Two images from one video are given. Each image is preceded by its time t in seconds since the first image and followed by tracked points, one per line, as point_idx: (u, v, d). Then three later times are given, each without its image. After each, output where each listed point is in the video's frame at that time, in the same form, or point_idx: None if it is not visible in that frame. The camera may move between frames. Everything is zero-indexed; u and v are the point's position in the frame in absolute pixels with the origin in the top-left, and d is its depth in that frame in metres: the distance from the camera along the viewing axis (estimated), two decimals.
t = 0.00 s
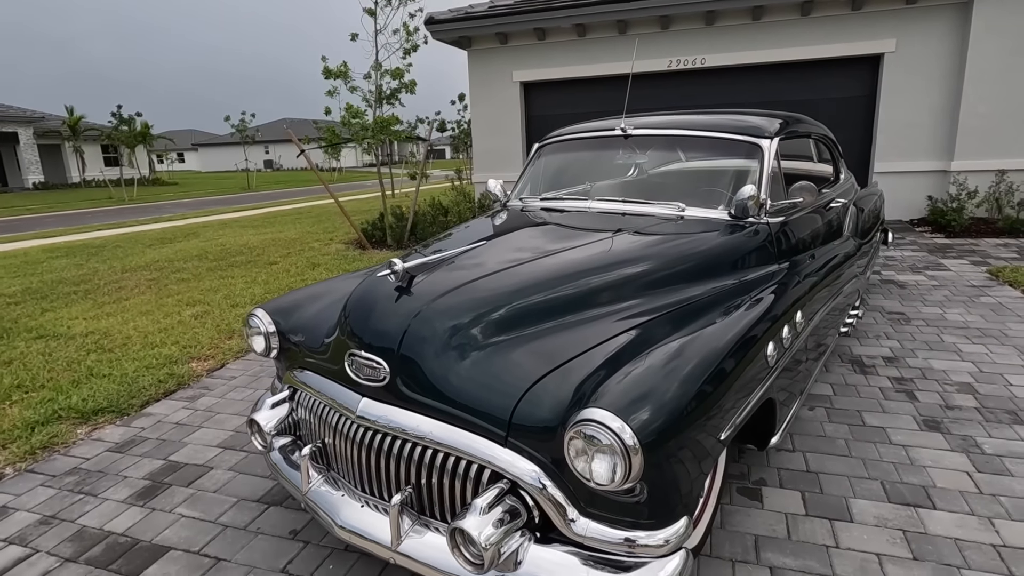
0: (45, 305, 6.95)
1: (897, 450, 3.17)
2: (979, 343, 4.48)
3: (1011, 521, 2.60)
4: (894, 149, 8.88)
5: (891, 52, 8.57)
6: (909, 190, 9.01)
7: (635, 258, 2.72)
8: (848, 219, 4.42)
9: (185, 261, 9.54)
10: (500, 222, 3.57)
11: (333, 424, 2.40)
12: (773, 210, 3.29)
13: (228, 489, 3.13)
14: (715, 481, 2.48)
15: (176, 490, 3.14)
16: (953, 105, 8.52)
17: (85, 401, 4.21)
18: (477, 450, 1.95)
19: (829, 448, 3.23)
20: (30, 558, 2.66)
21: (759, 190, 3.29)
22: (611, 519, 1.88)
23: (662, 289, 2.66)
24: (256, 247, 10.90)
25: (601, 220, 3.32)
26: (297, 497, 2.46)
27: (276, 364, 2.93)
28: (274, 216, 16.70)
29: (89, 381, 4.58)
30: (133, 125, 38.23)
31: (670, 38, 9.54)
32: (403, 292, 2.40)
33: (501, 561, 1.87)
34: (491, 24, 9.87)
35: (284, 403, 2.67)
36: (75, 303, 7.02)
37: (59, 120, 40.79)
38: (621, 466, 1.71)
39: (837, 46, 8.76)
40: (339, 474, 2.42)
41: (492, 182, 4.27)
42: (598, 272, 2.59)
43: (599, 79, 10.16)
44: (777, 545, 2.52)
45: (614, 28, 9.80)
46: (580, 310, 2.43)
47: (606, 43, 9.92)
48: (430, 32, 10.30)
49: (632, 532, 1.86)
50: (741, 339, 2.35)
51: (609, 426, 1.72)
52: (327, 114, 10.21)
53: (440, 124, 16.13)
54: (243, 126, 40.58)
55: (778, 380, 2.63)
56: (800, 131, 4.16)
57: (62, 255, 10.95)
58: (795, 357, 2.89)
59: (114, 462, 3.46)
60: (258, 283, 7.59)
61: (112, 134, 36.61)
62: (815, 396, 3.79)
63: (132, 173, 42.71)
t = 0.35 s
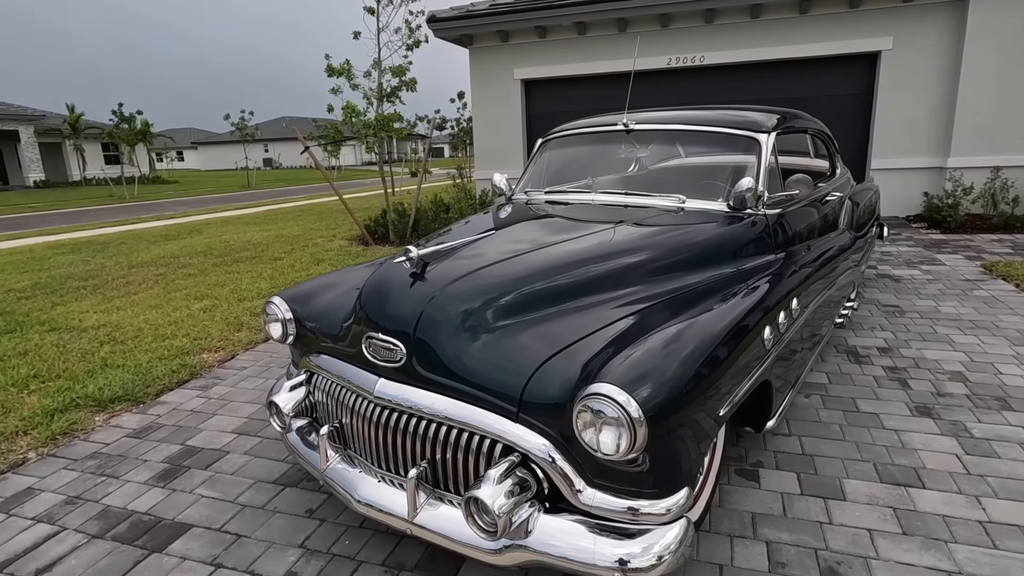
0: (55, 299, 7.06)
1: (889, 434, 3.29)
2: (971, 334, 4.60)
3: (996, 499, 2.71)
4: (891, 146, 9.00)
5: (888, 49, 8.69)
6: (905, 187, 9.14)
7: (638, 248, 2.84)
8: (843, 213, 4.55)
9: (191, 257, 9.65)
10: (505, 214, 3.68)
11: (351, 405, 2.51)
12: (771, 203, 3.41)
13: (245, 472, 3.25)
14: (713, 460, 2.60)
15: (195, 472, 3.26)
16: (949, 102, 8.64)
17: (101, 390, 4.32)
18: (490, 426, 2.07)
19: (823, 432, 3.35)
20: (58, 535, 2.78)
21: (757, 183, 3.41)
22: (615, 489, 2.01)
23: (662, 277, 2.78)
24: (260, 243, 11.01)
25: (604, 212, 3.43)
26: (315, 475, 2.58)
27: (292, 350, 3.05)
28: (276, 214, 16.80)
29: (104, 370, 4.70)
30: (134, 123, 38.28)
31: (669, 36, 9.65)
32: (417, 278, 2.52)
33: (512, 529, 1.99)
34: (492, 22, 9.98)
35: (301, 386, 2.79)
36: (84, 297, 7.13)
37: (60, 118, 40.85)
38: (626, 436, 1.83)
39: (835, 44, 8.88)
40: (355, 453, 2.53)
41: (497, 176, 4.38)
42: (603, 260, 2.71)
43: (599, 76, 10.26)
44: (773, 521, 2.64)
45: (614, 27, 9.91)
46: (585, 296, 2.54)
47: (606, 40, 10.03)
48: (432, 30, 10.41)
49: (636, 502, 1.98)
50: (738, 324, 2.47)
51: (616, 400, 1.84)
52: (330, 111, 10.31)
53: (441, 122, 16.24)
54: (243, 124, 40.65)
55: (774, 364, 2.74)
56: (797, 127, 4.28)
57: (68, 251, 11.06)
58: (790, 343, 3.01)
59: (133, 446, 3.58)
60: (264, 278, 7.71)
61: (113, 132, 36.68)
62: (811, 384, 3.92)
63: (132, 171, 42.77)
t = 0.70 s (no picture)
0: (62, 295, 7.16)
1: (880, 423, 3.39)
2: (963, 327, 4.70)
3: (981, 483, 2.80)
4: (888, 144, 9.08)
5: (885, 48, 8.77)
6: (902, 184, 9.23)
7: (635, 240, 2.93)
8: (838, 209, 4.64)
9: (195, 254, 9.75)
10: (507, 209, 3.78)
11: (358, 391, 2.61)
12: (765, 197, 3.51)
13: (253, 459, 3.35)
14: (707, 445, 2.70)
15: (205, 459, 3.36)
16: (946, 100, 8.72)
17: (111, 382, 4.42)
18: (492, 408, 2.17)
19: (816, 421, 3.45)
20: (75, 517, 2.88)
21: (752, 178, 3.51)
22: (612, 468, 2.11)
23: (659, 268, 2.88)
24: (263, 241, 11.12)
25: (602, 206, 3.53)
26: (323, 459, 2.67)
27: (299, 340, 3.14)
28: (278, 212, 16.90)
29: (114, 363, 4.80)
30: (135, 122, 38.39)
31: (668, 34, 9.74)
32: (422, 269, 2.62)
33: (513, 505, 2.09)
34: (493, 21, 10.07)
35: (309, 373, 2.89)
36: (91, 293, 7.23)
37: (61, 117, 40.96)
38: (623, 416, 1.92)
39: (833, 43, 8.96)
40: (362, 438, 2.62)
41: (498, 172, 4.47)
42: (600, 251, 2.81)
43: (599, 75, 10.35)
44: (765, 504, 2.74)
45: (614, 26, 9.99)
46: (583, 286, 2.64)
47: (606, 39, 10.11)
48: (433, 29, 10.49)
49: (632, 480, 2.08)
50: (731, 313, 2.56)
51: (613, 381, 1.94)
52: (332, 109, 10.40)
53: (441, 120, 16.32)
54: (244, 124, 40.73)
55: (767, 353, 2.84)
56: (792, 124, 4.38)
57: (73, 248, 11.17)
58: (783, 332, 3.10)
59: (144, 435, 3.68)
60: (268, 274, 7.81)
61: (114, 131, 36.77)
62: (805, 375, 4.02)
63: (133, 170, 42.89)
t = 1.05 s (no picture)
0: (65, 294, 7.24)
1: (869, 418, 3.43)
2: (955, 324, 4.74)
3: (966, 476, 2.85)
4: (885, 143, 9.12)
5: (882, 48, 8.81)
6: (899, 183, 9.26)
7: (625, 237, 2.99)
8: (830, 207, 4.69)
9: (196, 253, 9.83)
10: (502, 208, 3.84)
11: (353, 384, 2.66)
12: (756, 195, 3.56)
13: (252, 453, 3.41)
14: (695, 438, 2.75)
15: (205, 453, 3.42)
16: (943, 100, 8.75)
17: (113, 378, 4.49)
18: (483, 401, 2.22)
19: (806, 415, 3.50)
20: (77, 510, 2.94)
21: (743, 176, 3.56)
22: (599, 459, 2.16)
23: (650, 264, 2.93)
24: (263, 240, 11.19)
25: (595, 205, 3.59)
26: (320, 452, 2.73)
27: (297, 336, 3.19)
28: (279, 212, 16.99)
29: (116, 360, 4.86)
30: (137, 122, 38.51)
31: (667, 35, 9.79)
32: (417, 265, 2.67)
33: (503, 495, 2.14)
34: (493, 22, 10.12)
35: (306, 368, 2.95)
36: (93, 292, 7.31)
37: (64, 117, 41.10)
38: (609, 407, 1.97)
39: (830, 43, 9.01)
40: (358, 431, 2.67)
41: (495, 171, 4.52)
42: (591, 248, 2.86)
43: (598, 75, 10.40)
44: (753, 496, 2.79)
45: (613, 26, 10.04)
46: (574, 282, 2.69)
47: (605, 39, 10.15)
48: (433, 30, 10.56)
49: (619, 471, 2.13)
50: (720, 308, 2.61)
51: (600, 373, 1.99)
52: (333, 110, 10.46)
53: (442, 120, 16.37)
54: (245, 124, 40.84)
55: (756, 347, 2.89)
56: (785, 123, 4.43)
57: (76, 248, 11.26)
58: (772, 328, 3.15)
59: (145, 430, 3.74)
60: (268, 273, 7.88)
61: (116, 131, 36.89)
62: (796, 371, 4.07)
63: (136, 170, 43.04)
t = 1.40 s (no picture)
0: (67, 292, 7.32)
1: (854, 413, 3.47)
2: (945, 322, 4.77)
3: (945, 469, 2.89)
4: (883, 143, 9.14)
5: (879, 48, 8.83)
6: (896, 182, 9.28)
7: (609, 235, 3.04)
8: (819, 206, 4.74)
9: (197, 252, 9.90)
10: (493, 207, 3.89)
11: (341, 379, 2.72)
12: (740, 195, 3.61)
13: (246, 447, 3.48)
14: (676, 432, 2.80)
15: (199, 447, 3.49)
16: (940, 100, 8.77)
17: (112, 374, 4.57)
18: (464, 393, 2.28)
19: (792, 411, 3.54)
20: (73, 501, 3.01)
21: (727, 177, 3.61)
22: (578, 450, 2.20)
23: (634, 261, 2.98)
24: (264, 239, 11.27)
25: (582, 203, 3.64)
26: (309, 445, 2.78)
27: (289, 332, 3.25)
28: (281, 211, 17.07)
29: (115, 357, 4.94)
30: (141, 123, 38.72)
31: (664, 35, 9.82)
32: (403, 262, 2.73)
33: (483, 485, 2.19)
34: (491, 23, 10.17)
35: (297, 363, 3.01)
36: (94, 291, 7.39)
37: (68, 118, 41.33)
38: (583, 399, 2.02)
39: (827, 44, 9.03)
40: (345, 424, 2.73)
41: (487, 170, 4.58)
42: (574, 245, 2.91)
43: (597, 75, 10.45)
44: (734, 489, 2.83)
45: (611, 27, 10.07)
46: (557, 278, 2.74)
47: (603, 40, 10.19)
48: (433, 31, 10.61)
49: (597, 461, 2.18)
50: (700, 304, 2.65)
51: (575, 367, 2.04)
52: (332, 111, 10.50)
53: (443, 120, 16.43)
54: (248, 125, 40.99)
55: (737, 343, 2.93)
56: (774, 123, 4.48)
57: (79, 248, 11.36)
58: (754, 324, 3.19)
59: (142, 425, 3.81)
60: (267, 271, 7.95)
61: (120, 132, 37.09)
62: (785, 367, 4.11)
63: (140, 171, 43.25)
